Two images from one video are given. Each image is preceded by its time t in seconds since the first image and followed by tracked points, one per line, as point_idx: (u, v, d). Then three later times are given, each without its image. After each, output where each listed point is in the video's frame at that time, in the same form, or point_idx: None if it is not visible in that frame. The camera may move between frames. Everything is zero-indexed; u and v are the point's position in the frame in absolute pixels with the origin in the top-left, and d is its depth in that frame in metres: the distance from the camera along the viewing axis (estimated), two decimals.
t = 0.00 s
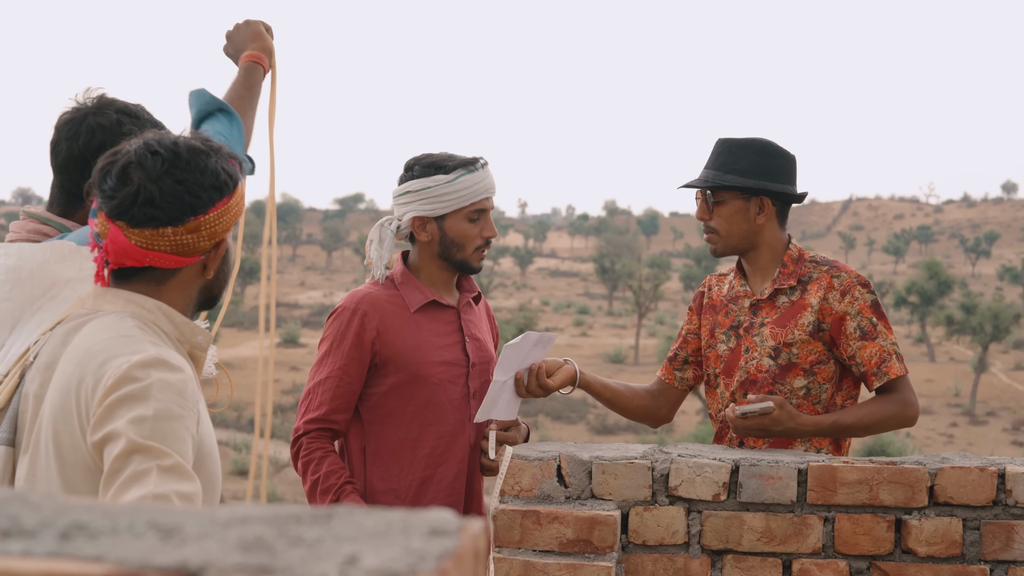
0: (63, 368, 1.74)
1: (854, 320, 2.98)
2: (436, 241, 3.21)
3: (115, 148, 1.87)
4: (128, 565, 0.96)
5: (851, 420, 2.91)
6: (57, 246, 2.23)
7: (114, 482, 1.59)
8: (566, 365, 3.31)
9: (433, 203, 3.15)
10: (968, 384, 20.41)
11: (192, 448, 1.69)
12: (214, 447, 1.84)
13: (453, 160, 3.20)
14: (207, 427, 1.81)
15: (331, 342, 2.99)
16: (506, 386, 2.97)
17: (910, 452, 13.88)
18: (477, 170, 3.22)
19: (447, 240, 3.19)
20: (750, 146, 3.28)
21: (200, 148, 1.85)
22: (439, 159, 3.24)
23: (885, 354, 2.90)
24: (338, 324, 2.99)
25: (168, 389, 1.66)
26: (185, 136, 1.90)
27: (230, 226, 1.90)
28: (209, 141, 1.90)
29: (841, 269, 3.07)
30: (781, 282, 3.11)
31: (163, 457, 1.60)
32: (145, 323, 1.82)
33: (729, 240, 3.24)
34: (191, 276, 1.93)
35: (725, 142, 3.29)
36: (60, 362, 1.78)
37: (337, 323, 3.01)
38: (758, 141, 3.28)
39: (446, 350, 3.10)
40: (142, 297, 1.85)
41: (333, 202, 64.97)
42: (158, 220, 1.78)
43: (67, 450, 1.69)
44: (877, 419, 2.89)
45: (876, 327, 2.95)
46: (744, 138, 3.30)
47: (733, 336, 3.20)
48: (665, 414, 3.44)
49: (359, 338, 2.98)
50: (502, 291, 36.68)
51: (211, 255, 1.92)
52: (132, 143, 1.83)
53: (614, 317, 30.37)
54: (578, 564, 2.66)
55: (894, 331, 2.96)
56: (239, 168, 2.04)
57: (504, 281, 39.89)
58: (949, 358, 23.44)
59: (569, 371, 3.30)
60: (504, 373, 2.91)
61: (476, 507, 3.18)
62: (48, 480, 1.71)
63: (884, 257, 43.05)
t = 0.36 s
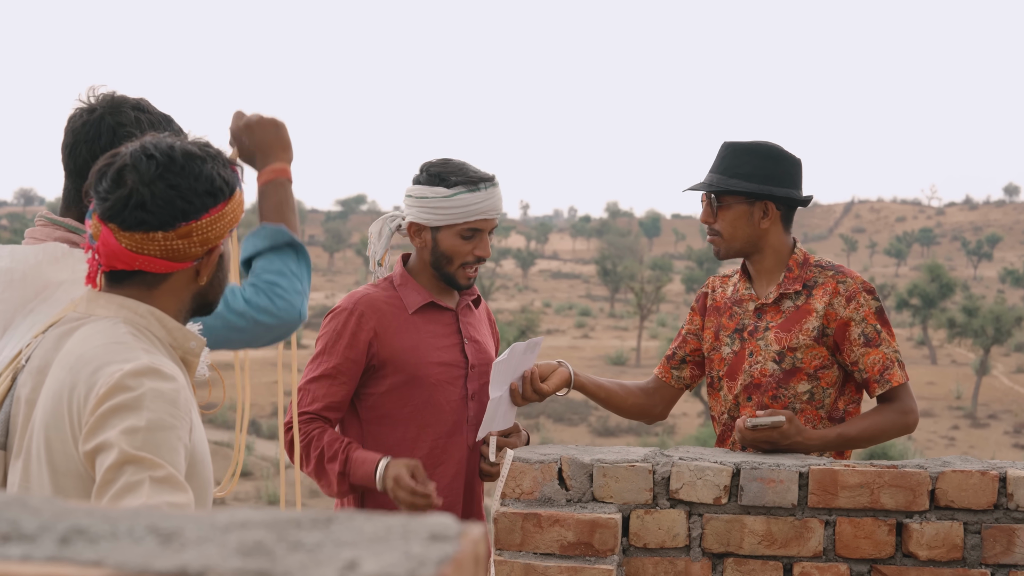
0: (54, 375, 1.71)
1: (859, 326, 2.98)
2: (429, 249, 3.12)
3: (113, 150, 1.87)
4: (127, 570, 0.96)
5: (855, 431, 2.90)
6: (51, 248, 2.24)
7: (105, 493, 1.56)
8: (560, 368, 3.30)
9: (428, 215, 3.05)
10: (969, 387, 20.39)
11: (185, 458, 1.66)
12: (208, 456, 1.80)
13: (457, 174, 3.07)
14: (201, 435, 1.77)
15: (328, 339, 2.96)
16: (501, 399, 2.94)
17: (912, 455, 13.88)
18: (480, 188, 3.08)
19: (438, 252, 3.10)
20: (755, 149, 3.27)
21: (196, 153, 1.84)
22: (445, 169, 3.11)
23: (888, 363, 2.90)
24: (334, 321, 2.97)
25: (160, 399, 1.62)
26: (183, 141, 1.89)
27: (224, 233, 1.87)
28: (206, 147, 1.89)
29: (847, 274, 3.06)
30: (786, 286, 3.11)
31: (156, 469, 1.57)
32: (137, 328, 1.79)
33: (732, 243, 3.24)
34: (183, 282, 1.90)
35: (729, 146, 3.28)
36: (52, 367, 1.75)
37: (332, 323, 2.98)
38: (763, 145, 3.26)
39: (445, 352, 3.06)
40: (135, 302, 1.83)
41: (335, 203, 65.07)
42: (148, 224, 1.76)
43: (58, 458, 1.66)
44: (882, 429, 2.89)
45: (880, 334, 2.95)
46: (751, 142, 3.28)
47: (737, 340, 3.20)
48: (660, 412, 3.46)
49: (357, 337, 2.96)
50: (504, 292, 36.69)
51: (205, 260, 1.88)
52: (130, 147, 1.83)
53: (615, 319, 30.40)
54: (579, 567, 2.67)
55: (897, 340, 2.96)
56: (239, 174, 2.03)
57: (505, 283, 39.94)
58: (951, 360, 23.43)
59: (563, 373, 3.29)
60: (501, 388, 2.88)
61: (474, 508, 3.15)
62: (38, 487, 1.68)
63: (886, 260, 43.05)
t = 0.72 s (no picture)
0: (46, 374, 1.70)
1: (859, 327, 2.98)
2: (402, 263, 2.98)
3: (115, 142, 1.87)
4: (128, 565, 0.97)
5: (856, 431, 2.90)
6: (44, 241, 2.27)
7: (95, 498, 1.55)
8: (560, 367, 3.29)
9: (388, 235, 2.87)
10: (970, 390, 20.39)
11: (177, 461, 1.65)
12: (201, 457, 1.79)
13: (413, 193, 2.83)
14: (194, 436, 1.75)
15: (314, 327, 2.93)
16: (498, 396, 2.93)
17: (913, 457, 13.88)
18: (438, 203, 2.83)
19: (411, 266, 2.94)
20: (757, 148, 3.28)
21: (203, 151, 1.85)
22: (404, 183, 2.89)
23: (888, 363, 2.90)
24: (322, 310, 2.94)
25: (151, 402, 1.62)
26: (189, 138, 1.89)
27: (225, 232, 1.88)
28: (212, 145, 1.90)
29: (847, 274, 3.06)
30: (788, 286, 3.11)
31: (146, 475, 1.56)
32: (130, 326, 1.79)
33: (729, 240, 3.25)
34: (179, 281, 1.89)
35: (732, 143, 3.30)
36: (44, 363, 1.74)
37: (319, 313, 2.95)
38: (764, 143, 3.28)
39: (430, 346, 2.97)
40: (128, 298, 1.82)
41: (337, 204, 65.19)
42: (152, 221, 1.76)
43: (49, 458, 1.65)
44: (882, 429, 2.89)
45: (880, 335, 2.95)
46: (752, 140, 3.31)
47: (738, 340, 3.20)
48: (660, 414, 3.45)
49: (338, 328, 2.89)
50: (505, 293, 36.71)
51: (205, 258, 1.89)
52: (134, 139, 1.83)
53: (617, 320, 30.44)
54: (579, 566, 2.67)
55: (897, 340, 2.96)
56: (242, 172, 2.04)
57: (507, 284, 39.99)
58: (952, 363, 23.44)
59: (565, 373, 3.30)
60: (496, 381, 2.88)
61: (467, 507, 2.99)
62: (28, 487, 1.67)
63: (887, 262, 43.09)
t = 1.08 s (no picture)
0: (38, 374, 1.69)
1: (859, 326, 2.98)
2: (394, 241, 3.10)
3: (109, 136, 1.86)
4: (126, 559, 0.97)
5: (855, 429, 2.90)
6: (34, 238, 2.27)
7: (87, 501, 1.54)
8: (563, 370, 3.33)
9: (388, 204, 3.04)
10: (972, 390, 20.37)
11: (170, 464, 1.65)
12: (194, 458, 1.79)
13: (412, 162, 3.10)
14: (187, 438, 1.75)
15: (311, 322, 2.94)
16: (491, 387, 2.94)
17: (914, 457, 13.87)
18: (436, 171, 3.10)
19: (404, 241, 3.09)
20: (759, 148, 3.28)
21: (197, 147, 1.84)
22: (399, 160, 3.13)
23: (888, 362, 2.90)
24: (319, 305, 2.94)
25: (144, 405, 1.61)
26: (184, 133, 1.89)
27: (218, 230, 1.89)
28: (207, 141, 1.90)
29: (847, 273, 3.06)
30: (787, 286, 3.11)
31: (139, 478, 1.55)
32: (123, 325, 1.78)
33: (728, 239, 3.25)
34: (172, 279, 1.89)
35: (733, 142, 3.30)
36: (36, 363, 1.74)
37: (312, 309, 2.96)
38: (766, 143, 3.28)
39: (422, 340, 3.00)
40: (121, 297, 1.82)
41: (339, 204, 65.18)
42: (145, 218, 1.77)
43: (40, 459, 1.65)
44: (884, 427, 2.89)
45: (880, 334, 2.95)
46: (753, 140, 3.31)
47: (739, 340, 3.19)
48: (665, 417, 3.43)
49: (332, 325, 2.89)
50: (507, 293, 36.74)
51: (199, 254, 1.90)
52: (127, 135, 1.82)
53: (619, 320, 30.44)
54: (580, 565, 2.67)
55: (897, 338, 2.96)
56: (235, 169, 2.05)
57: (509, 284, 40.01)
58: (954, 363, 23.42)
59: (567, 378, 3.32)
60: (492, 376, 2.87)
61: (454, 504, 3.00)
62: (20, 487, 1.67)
63: (889, 262, 43.04)
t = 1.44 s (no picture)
0: (36, 374, 1.69)
1: (862, 325, 2.98)
2: (396, 236, 3.12)
3: (102, 134, 1.85)
4: (131, 554, 0.97)
5: (860, 427, 2.91)
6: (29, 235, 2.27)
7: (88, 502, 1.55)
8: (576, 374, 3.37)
9: (397, 200, 3.07)
10: (974, 389, 20.35)
11: (170, 463, 1.65)
12: (192, 456, 1.79)
13: (426, 161, 3.14)
14: (186, 437, 1.76)
15: (287, 339, 2.97)
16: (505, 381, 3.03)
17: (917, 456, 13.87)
18: (447, 175, 3.15)
19: (406, 238, 3.10)
20: (762, 146, 3.29)
21: (193, 144, 1.84)
22: (412, 157, 3.17)
23: (890, 361, 2.90)
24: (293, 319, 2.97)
25: (145, 404, 1.62)
26: (178, 129, 1.89)
27: (215, 227, 1.90)
28: (202, 137, 1.90)
29: (851, 272, 3.05)
30: (790, 284, 3.11)
31: (139, 479, 1.56)
32: (120, 324, 1.79)
33: (732, 237, 3.25)
34: (168, 277, 1.91)
35: (738, 139, 3.32)
36: (33, 361, 1.74)
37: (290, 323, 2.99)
38: (770, 141, 3.28)
39: (411, 340, 3.04)
40: (117, 296, 1.82)
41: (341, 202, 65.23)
42: (142, 215, 1.77)
43: (39, 458, 1.65)
44: (890, 424, 2.90)
45: (882, 334, 2.95)
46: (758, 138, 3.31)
47: (743, 338, 3.20)
48: (678, 418, 3.44)
49: (312, 342, 2.93)
50: (510, 291, 36.76)
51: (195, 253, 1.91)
52: (122, 132, 1.82)
53: (621, 319, 30.45)
54: (583, 563, 2.67)
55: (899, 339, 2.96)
56: (231, 165, 2.05)
57: (512, 283, 40.04)
58: (956, 362, 23.41)
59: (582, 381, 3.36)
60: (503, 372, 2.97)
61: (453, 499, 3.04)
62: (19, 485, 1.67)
63: (892, 261, 43.02)
